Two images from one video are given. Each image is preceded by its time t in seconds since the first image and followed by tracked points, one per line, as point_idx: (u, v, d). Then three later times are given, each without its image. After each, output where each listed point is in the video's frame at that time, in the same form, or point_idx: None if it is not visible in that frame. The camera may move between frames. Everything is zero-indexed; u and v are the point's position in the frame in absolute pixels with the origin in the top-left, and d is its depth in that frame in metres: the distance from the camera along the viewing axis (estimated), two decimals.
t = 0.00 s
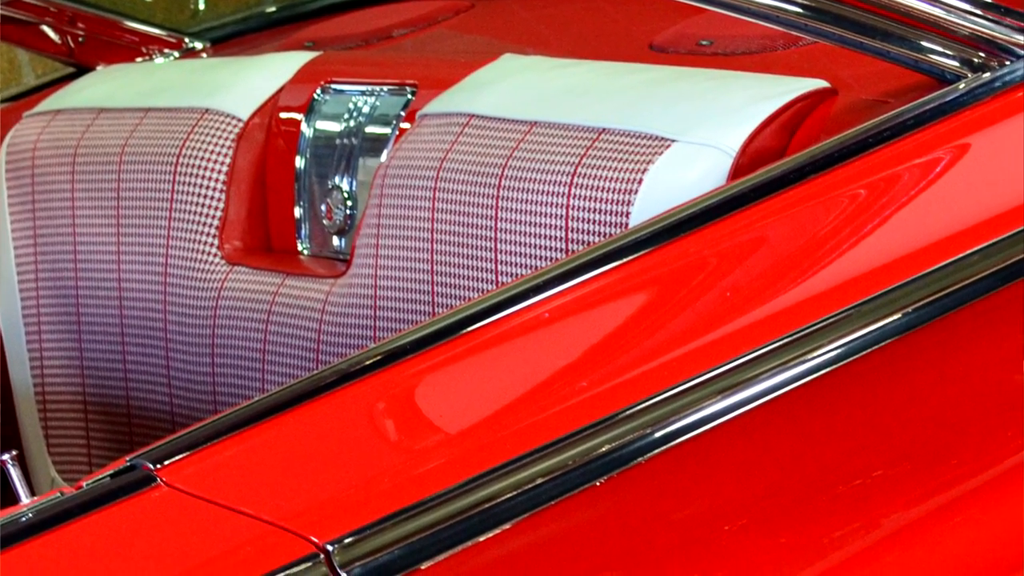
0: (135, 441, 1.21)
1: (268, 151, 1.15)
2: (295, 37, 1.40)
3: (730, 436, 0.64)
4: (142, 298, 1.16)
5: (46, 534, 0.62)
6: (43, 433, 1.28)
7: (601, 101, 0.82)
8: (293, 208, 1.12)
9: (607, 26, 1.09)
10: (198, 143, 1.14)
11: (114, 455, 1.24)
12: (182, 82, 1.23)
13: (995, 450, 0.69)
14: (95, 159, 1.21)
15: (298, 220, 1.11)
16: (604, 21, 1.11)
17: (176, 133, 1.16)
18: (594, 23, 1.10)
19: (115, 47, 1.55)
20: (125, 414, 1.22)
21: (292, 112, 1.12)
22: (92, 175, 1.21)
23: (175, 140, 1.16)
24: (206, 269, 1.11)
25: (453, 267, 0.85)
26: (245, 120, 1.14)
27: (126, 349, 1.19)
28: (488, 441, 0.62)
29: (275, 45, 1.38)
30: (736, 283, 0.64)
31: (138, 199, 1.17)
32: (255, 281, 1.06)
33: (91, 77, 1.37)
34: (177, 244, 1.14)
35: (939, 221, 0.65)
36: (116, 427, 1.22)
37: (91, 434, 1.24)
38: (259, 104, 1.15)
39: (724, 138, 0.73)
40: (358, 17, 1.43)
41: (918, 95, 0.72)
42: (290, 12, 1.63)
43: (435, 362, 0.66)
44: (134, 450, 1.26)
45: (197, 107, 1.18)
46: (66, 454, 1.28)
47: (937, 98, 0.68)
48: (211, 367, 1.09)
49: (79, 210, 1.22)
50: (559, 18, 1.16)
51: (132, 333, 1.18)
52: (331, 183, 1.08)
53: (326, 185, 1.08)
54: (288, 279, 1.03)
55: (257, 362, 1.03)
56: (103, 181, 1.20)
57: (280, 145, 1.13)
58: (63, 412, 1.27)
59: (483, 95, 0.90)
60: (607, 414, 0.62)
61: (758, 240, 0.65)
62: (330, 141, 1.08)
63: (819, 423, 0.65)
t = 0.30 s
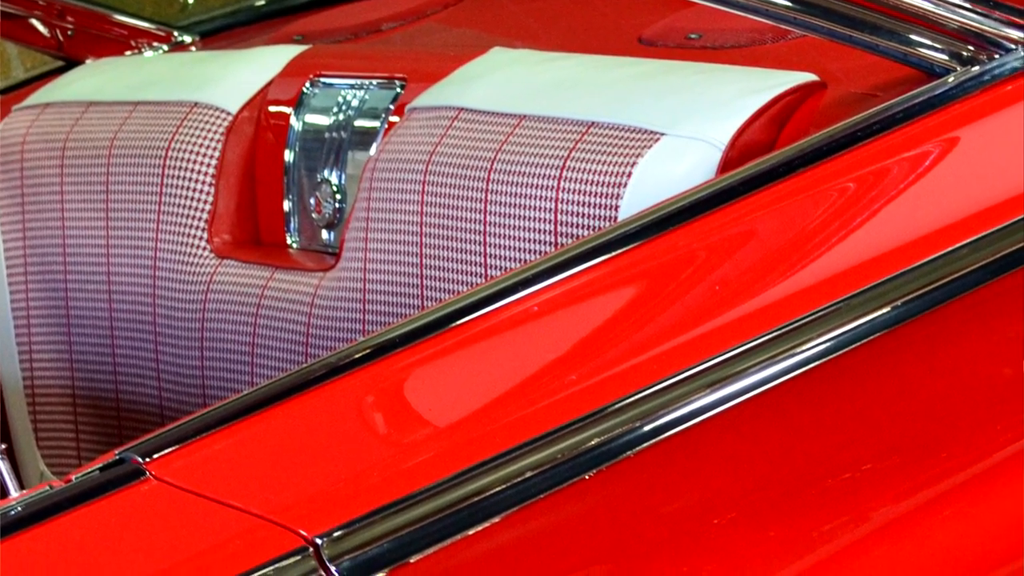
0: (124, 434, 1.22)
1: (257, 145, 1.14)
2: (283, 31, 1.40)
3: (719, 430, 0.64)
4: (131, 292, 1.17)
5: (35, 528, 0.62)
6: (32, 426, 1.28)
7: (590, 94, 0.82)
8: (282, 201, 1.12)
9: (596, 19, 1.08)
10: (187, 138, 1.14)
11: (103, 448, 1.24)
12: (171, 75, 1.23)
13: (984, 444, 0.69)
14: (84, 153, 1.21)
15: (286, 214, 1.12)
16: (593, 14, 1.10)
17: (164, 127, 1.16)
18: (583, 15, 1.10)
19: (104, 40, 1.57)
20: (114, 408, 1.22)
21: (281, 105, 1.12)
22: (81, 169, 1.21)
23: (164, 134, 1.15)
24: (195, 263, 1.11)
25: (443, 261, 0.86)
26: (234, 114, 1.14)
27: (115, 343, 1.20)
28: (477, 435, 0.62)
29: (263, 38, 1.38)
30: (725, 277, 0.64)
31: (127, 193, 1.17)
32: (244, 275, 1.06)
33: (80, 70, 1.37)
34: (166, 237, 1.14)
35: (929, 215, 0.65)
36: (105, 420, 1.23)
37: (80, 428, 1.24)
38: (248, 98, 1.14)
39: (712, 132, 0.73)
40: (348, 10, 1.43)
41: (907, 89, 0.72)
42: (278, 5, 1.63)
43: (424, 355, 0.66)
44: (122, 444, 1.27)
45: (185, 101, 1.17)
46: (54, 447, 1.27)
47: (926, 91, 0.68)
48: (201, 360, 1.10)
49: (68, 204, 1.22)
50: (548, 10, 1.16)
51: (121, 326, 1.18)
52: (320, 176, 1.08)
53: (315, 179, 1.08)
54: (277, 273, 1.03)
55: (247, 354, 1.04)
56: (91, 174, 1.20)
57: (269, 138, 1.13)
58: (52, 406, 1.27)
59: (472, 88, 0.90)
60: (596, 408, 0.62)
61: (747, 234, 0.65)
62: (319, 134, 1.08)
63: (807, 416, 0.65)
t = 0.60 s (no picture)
0: (112, 428, 1.21)
1: (246, 138, 1.16)
2: (272, 24, 1.40)
3: (710, 425, 0.64)
4: (120, 286, 1.17)
5: (23, 521, 0.63)
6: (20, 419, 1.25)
7: (579, 87, 0.82)
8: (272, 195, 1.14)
9: (586, 11, 1.08)
10: (176, 130, 1.14)
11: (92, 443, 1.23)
12: (160, 69, 1.23)
13: (973, 438, 0.69)
14: (73, 145, 1.21)
15: (276, 208, 1.13)
16: (583, 6, 1.10)
17: (154, 120, 1.16)
18: (573, 8, 1.10)
19: (94, 33, 1.60)
20: (103, 401, 1.22)
21: (270, 99, 1.13)
22: (70, 161, 1.21)
23: (154, 127, 1.16)
24: (184, 257, 1.12)
25: (432, 254, 0.86)
26: (224, 107, 1.15)
27: (104, 337, 1.19)
28: (467, 428, 0.62)
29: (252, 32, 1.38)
30: (714, 270, 0.64)
31: (117, 186, 1.17)
32: (233, 268, 1.07)
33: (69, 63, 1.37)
34: (155, 232, 1.14)
35: (919, 208, 0.65)
36: (94, 414, 1.23)
37: (69, 422, 1.23)
38: (238, 91, 1.15)
39: (701, 125, 0.73)
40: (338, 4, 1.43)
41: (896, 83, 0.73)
42: None
43: (413, 348, 0.66)
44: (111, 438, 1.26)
45: (175, 94, 1.18)
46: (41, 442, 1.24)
47: (916, 85, 0.68)
48: (190, 357, 1.10)
49: (56, 198, 1.22)
50: (538, 3, 1.15)
51: (111, 320, 1.18)
52: (309, 170, 1.09)
53: (304, 173, 1.10)
54: (266, 266, 1.03)
55: (236, 348, 1.03)
56: (80, 168, 1.20)
57: (259, 133, 1.14)
58: (41, 399, 1.26)
59: (463, 81, 0.90)
60: (585, 402, 0.61)
61: (736, 227, 0.65)
62: (308, 128, 1.09)
63: (798, 409, 0.65)
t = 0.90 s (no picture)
0: (102, 421, 1.21)
1: (235, 131, 1.16)
2: (262, 18, 1.39)
3: (698, 418, 0.63)
4: (110, 279, 1.17)
5: (15, 515, 0.63)
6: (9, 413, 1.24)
7: (568, 81, 0.82)
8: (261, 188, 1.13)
9: (576, 5, 1.08)
10: (166, 123, 1.15)
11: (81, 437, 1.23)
12: (150, 63, 1.23)
13: (962, 432, 0.69)
14: (63, 139, 1.21)
15: (265, 201, 1.13)
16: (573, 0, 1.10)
17: (143, 113, 1.16)
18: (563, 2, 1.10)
19: (83, 27, 1.58)
20: (93, 395, 1.22)
21: (259, 93, 1.13)
22: (59, 155, 1.21)
23: (143, 121, 1.16)
24: (173, 249, 1.12)
25: (421, 247, 0.86)
26: (213, 101, 1.15)
27: (93, 330, 1.19)
28: (455, 422, 0.62)
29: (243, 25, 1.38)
30: (703, 263, 0.64)
31: (105, 179, 1.17)
32: (223, 261, 1.07)
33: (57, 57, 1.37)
34: (144, 224, 1.14)
35: (908, 201, 0.65)
36: (83, 408, 1.22)
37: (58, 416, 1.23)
38: (227, 85, 1.16)
39: (691, 119, 0.73)
40: None
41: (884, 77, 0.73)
42: None
43: (402, 342, 0.66)
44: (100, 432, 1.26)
45: (163, 88, 1.17)
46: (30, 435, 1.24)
47: (903, 79, 0.68)
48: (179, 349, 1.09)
49: (46, 195, 1.22)
50: None
51: (100, 314, 1.18)
52: (298, 163, 1.09)
53: (293, 166, 1.10)
54: (255, 260, 1.03)
55: (225, 340, 1.04)
56: (69, 162, 1.20)
57: (248, 126, 1.14)
58: (30, 393, 1.25)
59: (452, 74, 0.89)
60: (574, 396, 0.61)
61: (725, 221, 0.65)
62: (297, 122, 1.09)
63: (786, 403, 0.65)
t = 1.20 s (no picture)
0: (92, 414, 1.21)
1: (224, 125, 1.16)
2: (252, 12, 1.39)
3: (688, 411, 0.63)
4: (98, 271, 1.17)
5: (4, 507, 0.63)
6: None
7: (556, 75, 0.82)
8: (250, 181, 1.14)
9: None
10: (155, 117, 1.15)
11: (69, 429, 1.22)
12: (139, 56, 1.23)
13: (951, 425, 0.69)
14: (52, 133, 1.21)
15: (255, 194, 1.13)
16: None
17: (133, 106, 1.17)
18: None
19: (70, 20, 1.56)
20: (82, 387, 1.21)
21: (248, 86, 1.13)
22: (49, 149, 1.21)
23: (132, 114, 1.16)
24: (162, 240, 1.12)
25: (410, 240, 0.86)
26: (202, 94, 1.15)
27: (82, 322, 1.19)
28: (444, 415, 0.62)
29: (231, 19, 1.38)
30: (692, 257, 0.64)
31: (94, 172, 1.18)
32: (212, 255, 1.07)
33: (46, 51, 1.36)
34: (133, 216, 1.15)
35: (898, 194, 0.65)
36: (72, 400, 1.22)
37: (47, 407, 1.23)
38: (216, 78, 1.16)
39: (680, 112, 0.73)
40: None
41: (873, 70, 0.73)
42: None
43: (391, 336, 0.66)
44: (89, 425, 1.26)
45: (153, 82, 1.18)
46: (19, 427, 1.23)
47: (893, 72, 0.68)
48: (167, 339, 1.10)
49: (35, 188, 1.22)
50: None
51: (89, 305, 1.18)
52: (287, 157, 1.09)
53: (282, 159, 1.09)
54: (244, 253, 1.04)
55: (214, 333, 1.04)
56: (59, 156, 1.20)
57: (237, 119, 1.14)
58: (19, 388, 1.25)
59: (441, 68, 0.89)
60: (562, 389, 0.61)
61: (714, 214, 0.65)
62: (286, 115, 1.09)
63: (776, 396, 0.64)
